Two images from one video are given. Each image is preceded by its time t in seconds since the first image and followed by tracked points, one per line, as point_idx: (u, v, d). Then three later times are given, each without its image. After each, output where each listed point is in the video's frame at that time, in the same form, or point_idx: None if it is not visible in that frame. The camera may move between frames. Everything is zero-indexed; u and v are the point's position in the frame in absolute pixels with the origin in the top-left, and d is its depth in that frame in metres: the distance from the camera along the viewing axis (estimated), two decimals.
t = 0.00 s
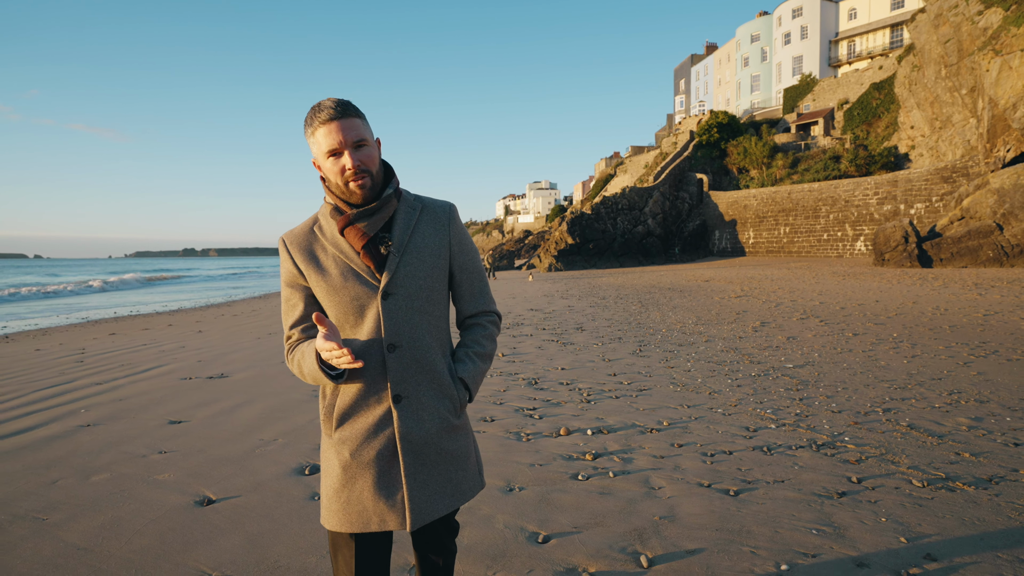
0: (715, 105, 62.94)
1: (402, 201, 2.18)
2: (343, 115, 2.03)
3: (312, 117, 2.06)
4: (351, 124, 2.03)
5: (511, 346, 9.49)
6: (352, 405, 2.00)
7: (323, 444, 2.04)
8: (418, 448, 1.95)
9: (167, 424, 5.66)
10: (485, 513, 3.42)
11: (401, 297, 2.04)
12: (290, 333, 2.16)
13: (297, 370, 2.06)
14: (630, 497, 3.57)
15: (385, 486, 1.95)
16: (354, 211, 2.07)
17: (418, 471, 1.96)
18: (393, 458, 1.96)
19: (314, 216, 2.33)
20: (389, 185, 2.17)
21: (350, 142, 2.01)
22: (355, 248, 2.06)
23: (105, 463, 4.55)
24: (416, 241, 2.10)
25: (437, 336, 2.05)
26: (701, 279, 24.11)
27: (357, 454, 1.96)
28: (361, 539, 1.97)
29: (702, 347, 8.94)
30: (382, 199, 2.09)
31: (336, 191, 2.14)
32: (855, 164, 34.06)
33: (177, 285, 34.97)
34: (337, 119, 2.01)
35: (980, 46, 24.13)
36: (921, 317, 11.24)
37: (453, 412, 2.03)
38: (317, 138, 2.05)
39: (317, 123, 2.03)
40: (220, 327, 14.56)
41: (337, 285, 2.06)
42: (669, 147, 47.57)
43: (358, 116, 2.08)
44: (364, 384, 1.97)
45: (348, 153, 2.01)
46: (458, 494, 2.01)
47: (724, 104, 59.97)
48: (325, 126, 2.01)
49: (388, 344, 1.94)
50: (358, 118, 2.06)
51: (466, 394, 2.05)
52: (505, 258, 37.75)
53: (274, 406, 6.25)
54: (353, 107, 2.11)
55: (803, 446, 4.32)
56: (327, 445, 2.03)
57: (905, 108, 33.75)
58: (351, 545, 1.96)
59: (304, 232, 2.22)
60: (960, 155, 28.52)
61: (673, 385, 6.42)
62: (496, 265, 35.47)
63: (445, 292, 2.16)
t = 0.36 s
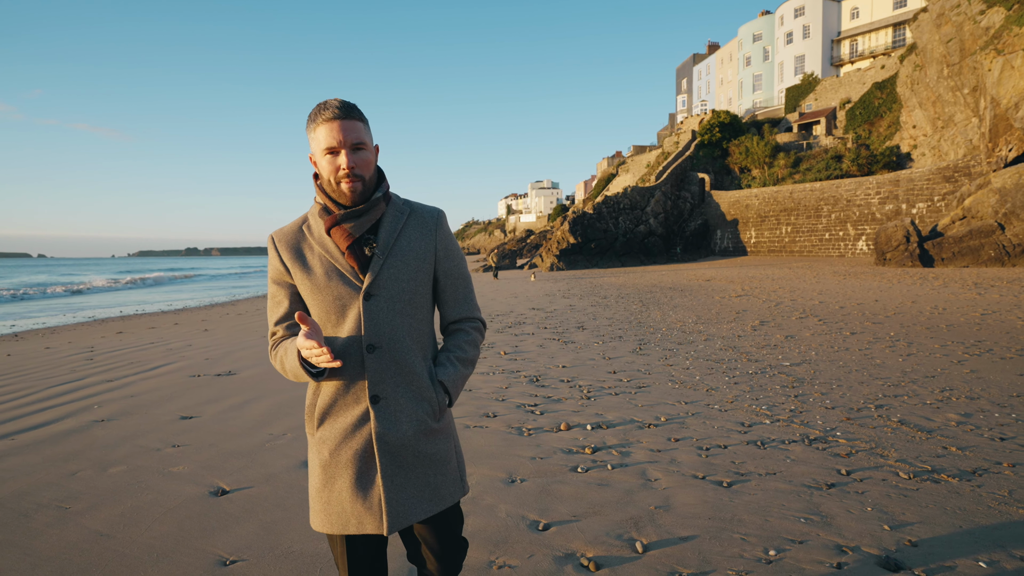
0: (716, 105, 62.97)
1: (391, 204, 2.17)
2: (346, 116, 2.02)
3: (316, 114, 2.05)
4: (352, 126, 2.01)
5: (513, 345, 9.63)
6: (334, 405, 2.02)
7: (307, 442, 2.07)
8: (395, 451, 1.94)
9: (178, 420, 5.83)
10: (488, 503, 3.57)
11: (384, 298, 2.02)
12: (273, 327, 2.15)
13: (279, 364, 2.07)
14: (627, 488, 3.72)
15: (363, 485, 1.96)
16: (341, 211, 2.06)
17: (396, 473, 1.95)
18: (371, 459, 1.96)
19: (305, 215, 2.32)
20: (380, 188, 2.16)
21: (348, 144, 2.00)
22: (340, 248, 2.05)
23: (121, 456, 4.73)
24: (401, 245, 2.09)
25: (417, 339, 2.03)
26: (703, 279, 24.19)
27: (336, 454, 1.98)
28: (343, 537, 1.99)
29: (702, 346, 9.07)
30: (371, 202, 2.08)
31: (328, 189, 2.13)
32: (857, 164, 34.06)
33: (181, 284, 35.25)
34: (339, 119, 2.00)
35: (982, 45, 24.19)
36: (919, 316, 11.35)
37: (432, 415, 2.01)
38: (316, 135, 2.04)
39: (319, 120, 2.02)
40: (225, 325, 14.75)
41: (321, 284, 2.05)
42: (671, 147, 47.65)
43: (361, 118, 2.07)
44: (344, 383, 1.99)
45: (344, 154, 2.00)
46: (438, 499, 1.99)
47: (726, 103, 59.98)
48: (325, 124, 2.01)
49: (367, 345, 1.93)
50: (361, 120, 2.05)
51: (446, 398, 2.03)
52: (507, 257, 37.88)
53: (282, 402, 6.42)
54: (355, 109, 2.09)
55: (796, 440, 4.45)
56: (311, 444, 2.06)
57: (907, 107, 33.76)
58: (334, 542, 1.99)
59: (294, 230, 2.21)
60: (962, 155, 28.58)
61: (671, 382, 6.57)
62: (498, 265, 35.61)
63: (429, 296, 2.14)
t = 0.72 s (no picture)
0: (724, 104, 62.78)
1: (396, 208, 2.19)
2: (355, 124, 2.03)
3: (327, 119, 2.07)
4: (360, 134, 2.03)
5: (519, 343, 9.78)
6: (337, 399, 2.08)
7: (314, 434, 2.13)
8: (393, 447, 1.98)
9: (193, 415, 6.02)
10: (493, 494, 3.72)
11: (386, 300, 2.05)
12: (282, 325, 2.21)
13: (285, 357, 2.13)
14: (627, 480, 3.85)
15: (363, 478, 2.01)
16: (346, 217, 2.09)
17: (395, 468, 1.98)
18: (370, 454, 2.01)
19: (314, 217, 2.36)
20: (385, 193, 2.18)
21: (355, 151, 2.02)
22: (345, 251, 2.08)
23: (141, 449, 4.92)
24: (405, 248, 2.11)
25: (417, 340, 2.06)
26: (709, 279, 24.20)
27: (339, 447, 2.04)
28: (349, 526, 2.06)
29: (705, 344, 9.19)
30: (376, 208, 2.11)
31: (336, 194, 2.16)
32: (865, 162, 33.85)
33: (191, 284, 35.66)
34: (349, 126, 2.01)
35: (992, 43, 24.14)
36: (923, 315, 11.39)
37: (430, 412, 2.03)
38: (326, 140, 2.05)
39: (329, 127, 2.04)
40: (236, 324, 15.00)
41: (326, 286, 2.10)
42: (678, 146, 47.61)
43: (370, 125, 2.08)
44: (345, 380, 2.05)
45: (350, 161, 2.02)
46: (437, 494, 2.01)
47: (733, 101, 59.82)
48: (334, 130, 2.02)
49: (367, 346, 1.97)
50: (370, 128, 2.06)
51: (444, 396, 2.05)
52: (514, 257, 38.00)
53: (293, 398, 6.60)
54: (365, 116, 2.10)
55: (793, 436, 4.57)
56: (317, 437, 2.13)
57: (916, 105, 33.58)
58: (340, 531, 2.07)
59: (302, 232, 2.25)
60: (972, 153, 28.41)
61: (673, 380, 6.70)
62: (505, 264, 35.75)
63: (431, 298, 2.16)
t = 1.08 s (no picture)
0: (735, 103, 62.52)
1: (420, 213, 2.20)
2: (395, 129, 2.04)
3: (368, 121, 2.09)
4: (398, 139, 2.04)
5: (528, 342, 9.93)
6: (346, 397, 2.12)
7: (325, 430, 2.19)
8: (394, 449, 1.99)
9: (212, 410, 6.23)
10: (500, 485, 3.86)
11: (399, 303, 2.07)
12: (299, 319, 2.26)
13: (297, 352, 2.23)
14: (629, 472, 3.98)
15: (366, 477, 2.02)
16: (368, 218, 2.10)
17: (396, 470, 1.99)
18: (374, 454, 2.02)
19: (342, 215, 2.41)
20: (411, 198, 2.19)
21: (389, 155, 2.03)
22: (363, 252, 2.11)
23: (162, 442, 5.14)
24: (423, 253, 2.12)
25: (426, 344, 2.07)
26: (719, 279, 24.17)
27: (346, 444, 2.07)
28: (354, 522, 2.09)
29: (711, 343, 9.29)
30: (400, 210, 2.11)
31: (363, 194, 2.18)
32: (878, 162, 33.22)
33: (206, 284, 36.22)
34: (389, 131, 2.02)
35: (1008, 40, 23.95)
36: (932, 315, 11.37)
37: (434, 420, 2.02)
38: (363, 140, 2.07)
39: (369, 127, 2.05)
40: (250, 323, 15.31)
41: (342, 284, 2.13)
42: (688, 146, 47.52)
43: (409, 132, 2.09)
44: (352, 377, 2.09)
45: (383, 164, 2.04)
46: (437, 501, 1.99)
47: (745, 101, 59.56)
48: (371, 131, 2.04)
49: (375, 346, 2.00)
50: (408, 135, 2.08)
51: (448, 404, 2.03)
52: (524, 257, 38.16)
53: (307, 394, 6.80)
54: (405, 121, 2.11)
55: (794, 432, 4.66)
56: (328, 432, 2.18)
57: (930, 104, 33.25)
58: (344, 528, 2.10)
59: (326, 229, 2.30)
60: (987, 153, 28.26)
61: (679, 378, 6.81)
62: (515, 264, 35.91)
63: (445, 304, 2.16)
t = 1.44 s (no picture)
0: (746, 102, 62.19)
1: (462, 211, 2.19)
2: (452, 120, 2.04)
3: (424, 109, 2.08)
4: (454, 130, 2.04)
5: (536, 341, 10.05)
6: (376, 393, 2.04)
7: (350, 425, 2.12)
8: (425, 451, 1.96)
9: (227, 405, 6.41)
10: (506, 479, 3.97)
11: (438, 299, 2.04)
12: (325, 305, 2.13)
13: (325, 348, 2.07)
14: (632, 466, 4.10)
15: (393, 479, 1.99)
16: (415, 208, 2.06)
17: (423, 472, 1.97)
18: (403, 455, 1.99)
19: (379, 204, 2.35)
20: (456, 193, 2.17)
21: (444, 144, 2.02)
22: (407, 242, 2.06)
23: (181, 436, 5.32)
24: (465, 250, 2.11)
25: (463, 345, 2.05)
26: (728, 279, 24.10)
27: (375, 443, 2.02)
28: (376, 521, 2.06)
29: (717, 343, 9.36)
30: (446, 204, 2.09)
31: (410, 182, 2.15)
32: (890, 161, 32.67)
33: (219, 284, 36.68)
34: (447, 120, 2.02)
35: None
36: (941, 315, 11.32)
37: (466, 422, 2.01)
38: (417, 129, 2.07)
39: (425, 114, 2.05)
40: (262, 322, 15.56)
41: (380, 274, 2.05)
42: (698, 146, 47.36)
43: (463, 126, 2.09)
44: (385, 371, 2.01)
45: (437, 152, 2.02)
46: (460, 504, 1.99)
47: (755, 100, 59.24)
48: (428, 119, 2.04)
49: (414, 341, 1.95)
50: (462, 127, 2.08)
51: (482, 406, 2.02)
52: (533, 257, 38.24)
53: (319, 391, 6.96)
54: (460, 116, 2.11)
55: (795, 429, 4.75)
56: (353, 428, 2.11)
57: (944, 102, 32.91)
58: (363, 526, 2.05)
59: (364, 214, 2.23)
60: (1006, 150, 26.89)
61: (684, 376, 6.91)
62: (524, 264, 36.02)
63: (481, 304, 2.15)
